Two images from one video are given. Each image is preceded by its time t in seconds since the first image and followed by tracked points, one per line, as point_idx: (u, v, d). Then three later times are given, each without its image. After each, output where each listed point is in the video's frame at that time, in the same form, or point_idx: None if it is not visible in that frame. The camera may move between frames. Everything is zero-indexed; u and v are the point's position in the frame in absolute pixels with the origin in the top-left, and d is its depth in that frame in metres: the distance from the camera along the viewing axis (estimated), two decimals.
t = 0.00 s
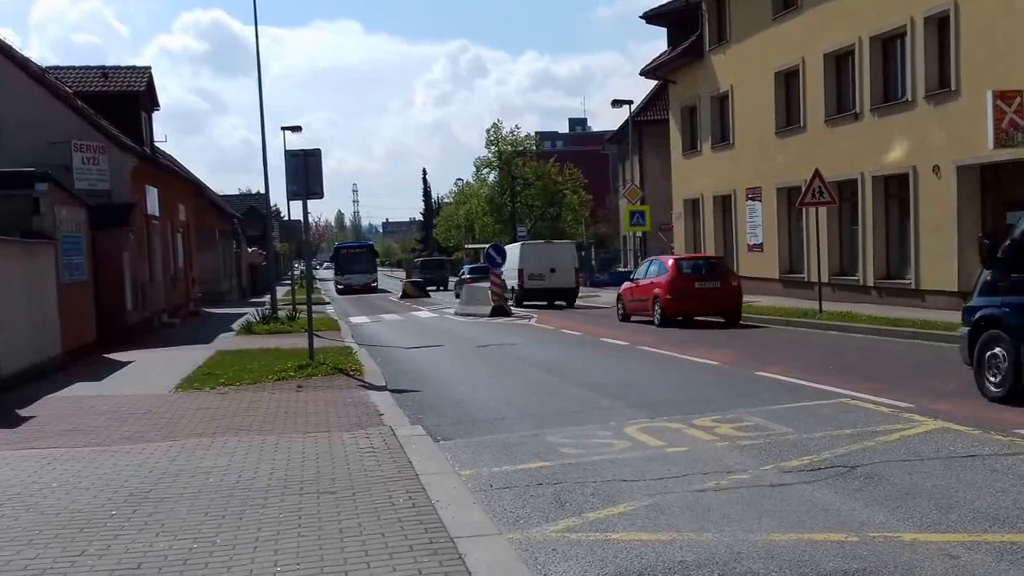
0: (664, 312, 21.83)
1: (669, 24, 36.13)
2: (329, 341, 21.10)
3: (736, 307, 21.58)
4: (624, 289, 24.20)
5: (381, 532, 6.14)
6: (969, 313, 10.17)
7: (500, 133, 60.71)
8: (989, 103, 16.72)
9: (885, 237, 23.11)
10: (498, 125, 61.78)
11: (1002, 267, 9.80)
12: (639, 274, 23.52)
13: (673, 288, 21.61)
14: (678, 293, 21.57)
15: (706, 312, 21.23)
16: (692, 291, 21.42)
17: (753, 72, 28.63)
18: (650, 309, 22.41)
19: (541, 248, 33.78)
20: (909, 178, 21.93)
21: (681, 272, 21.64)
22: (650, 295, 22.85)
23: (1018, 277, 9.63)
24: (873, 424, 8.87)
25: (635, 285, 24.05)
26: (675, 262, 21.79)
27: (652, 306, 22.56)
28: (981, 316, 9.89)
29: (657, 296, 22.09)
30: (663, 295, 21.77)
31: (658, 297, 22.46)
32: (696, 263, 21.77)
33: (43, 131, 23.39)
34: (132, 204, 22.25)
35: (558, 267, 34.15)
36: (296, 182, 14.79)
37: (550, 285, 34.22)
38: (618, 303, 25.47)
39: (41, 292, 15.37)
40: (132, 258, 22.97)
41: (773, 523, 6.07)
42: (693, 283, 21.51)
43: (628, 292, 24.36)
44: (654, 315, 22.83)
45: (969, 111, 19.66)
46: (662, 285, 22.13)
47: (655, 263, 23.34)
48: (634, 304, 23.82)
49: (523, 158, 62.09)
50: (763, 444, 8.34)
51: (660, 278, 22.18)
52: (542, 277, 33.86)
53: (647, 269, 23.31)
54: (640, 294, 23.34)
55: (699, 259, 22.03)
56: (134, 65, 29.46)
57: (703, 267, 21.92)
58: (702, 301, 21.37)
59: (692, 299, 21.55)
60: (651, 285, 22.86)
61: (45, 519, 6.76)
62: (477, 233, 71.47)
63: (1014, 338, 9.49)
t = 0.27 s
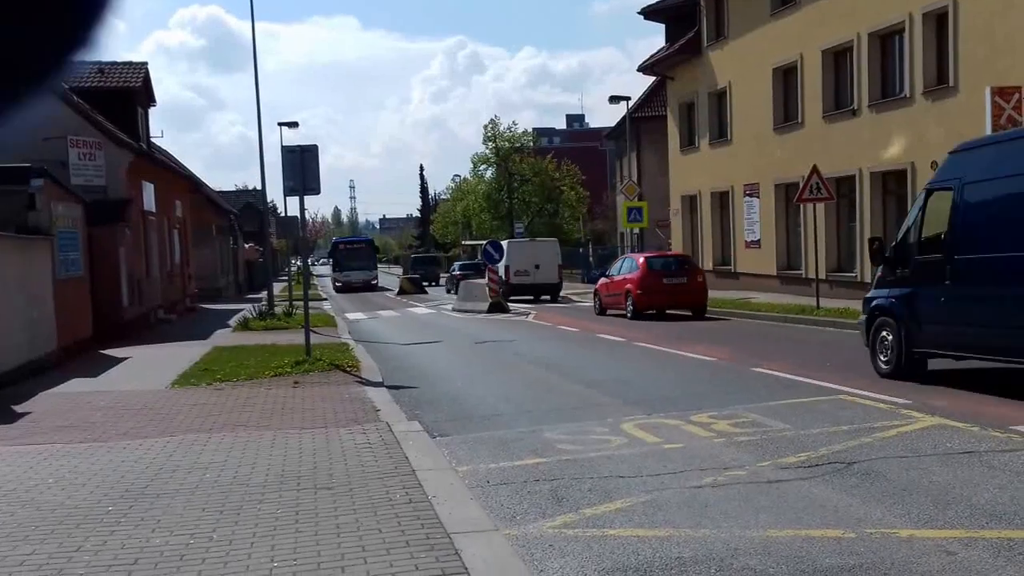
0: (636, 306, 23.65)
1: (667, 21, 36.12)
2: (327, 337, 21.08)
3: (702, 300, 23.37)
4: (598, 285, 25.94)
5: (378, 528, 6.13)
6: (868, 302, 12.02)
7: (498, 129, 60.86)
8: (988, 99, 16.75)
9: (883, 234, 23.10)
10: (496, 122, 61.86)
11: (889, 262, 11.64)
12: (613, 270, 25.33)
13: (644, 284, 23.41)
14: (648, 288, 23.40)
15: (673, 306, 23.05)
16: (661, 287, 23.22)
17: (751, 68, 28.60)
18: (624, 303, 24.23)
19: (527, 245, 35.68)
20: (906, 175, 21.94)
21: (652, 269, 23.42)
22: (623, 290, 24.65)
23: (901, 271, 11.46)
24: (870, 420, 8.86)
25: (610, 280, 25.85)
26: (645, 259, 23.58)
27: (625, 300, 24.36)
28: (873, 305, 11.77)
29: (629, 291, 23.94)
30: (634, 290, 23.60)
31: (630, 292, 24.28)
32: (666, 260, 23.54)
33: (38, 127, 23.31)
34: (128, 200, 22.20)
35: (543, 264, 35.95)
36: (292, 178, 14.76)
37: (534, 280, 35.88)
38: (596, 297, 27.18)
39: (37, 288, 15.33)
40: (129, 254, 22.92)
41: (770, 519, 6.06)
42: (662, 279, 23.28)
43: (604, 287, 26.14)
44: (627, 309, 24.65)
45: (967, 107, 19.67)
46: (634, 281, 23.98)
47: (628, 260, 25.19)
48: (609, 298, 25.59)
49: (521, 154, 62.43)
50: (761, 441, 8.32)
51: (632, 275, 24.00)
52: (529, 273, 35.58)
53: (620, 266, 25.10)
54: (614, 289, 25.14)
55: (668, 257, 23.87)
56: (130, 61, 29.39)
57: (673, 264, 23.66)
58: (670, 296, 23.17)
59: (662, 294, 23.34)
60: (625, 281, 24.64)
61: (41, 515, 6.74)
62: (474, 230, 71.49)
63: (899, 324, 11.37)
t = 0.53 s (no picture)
0: (610, 300, 25.31)
1: (665, 17, 36.10)
2: (323, 333, 21.07)
3: (672, 296, 24.98)
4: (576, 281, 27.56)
5: (374, 524, 6.13)
6: (797, 292, 13.84)
7: (494, 126, 60.73)
8: (986, 97, 16.82)
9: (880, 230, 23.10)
10: (493, 118, 61.70)
11: (810, 258, 13.39)
12: (591, 267, 26.91)
13: (617, 280, 25.08)
14: (622, 284, 25.02)
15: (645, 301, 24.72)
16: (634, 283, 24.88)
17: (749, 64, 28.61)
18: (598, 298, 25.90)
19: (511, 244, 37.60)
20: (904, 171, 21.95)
21: (625, 266, 25.06)
22: (598, 286, 26.30)
23: (817, 268, 13.28)
24: (868, 417, 8.86)
25: (588, 276, 27.48)
26: (619, 257, 25.23)
27: (600, 296, 26.01)
28: (797, 296, 13.65)
29: (604, 287, 25.59)
30: (609, 286, 25.29)
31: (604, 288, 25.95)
32: (638, 258, 25.20)
33: (34, 123, 23.28)
34: (125, 196, 22.22)
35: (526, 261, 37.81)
36: (289, 174, 14.75)
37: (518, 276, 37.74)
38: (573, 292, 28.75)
39: (33, 284, 15.31)
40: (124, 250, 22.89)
41: (767, 515, 6.06)
42: (634, 275, 24.94)
43: (581, 283, 27.74)
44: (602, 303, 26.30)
45: (965, 104, 19.71)
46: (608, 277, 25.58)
47: (604, 258, 26.74)
48: (586, 293, 27.21)
49: (518, 150, 62.20)
50: (758, 437, 8.33)
51: (607, 271, 25.65)
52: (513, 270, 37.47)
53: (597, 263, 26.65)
54: (591, 285, 26.78)
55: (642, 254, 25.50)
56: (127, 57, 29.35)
57: (645, 261, 25.31)
58: (642, 291, 24.82)
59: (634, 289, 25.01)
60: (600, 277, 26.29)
61: (37, 511, 6.73)
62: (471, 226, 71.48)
63: (817, 312, 13.28)
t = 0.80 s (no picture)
0: (585, 295, 26.83)
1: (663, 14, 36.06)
2: (320, 330, 21.08)
3: (644, 291, 26.45)
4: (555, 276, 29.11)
5: (370, 520, 6.13)
6: (738, 287, 15.66)
7: (492, 121, 60.43)
8: (985, 94, 16.91)
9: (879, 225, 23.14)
10: (490, 114, 61.45)
11: (748, 256, 15.20)
12: (570, 263, 28.40)
13: (592, 276, 26.56)
14: (597, 280, 26.61)
15: (617, 297, 26.35)
16: (607, 279, 26.35)
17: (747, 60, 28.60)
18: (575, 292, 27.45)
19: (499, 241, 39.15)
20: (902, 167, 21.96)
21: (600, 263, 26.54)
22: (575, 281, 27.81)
23: (753, 263, 15.07)
24: (865, 413, 8.87)
25: (566, 272, 28.97)
26: (595, 254, 26.71)
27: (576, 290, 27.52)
28: (739, 289, 15.45)
29: (580, 282, 27.08)
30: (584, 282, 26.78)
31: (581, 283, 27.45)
32: (613, 256, 26.66)
33: (31, 120, 23.23)
34: (121, 192, 22.18)
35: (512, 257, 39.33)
36: (286, 169, 14.74)
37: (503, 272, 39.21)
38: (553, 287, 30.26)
39: (30, 280, 15.27)
40: (121, 246, 22.86)
41: (763, 512, 6.07)
42: (608, 272, 26.42)
43: (560, 278, 29.26)
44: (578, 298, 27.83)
45: (963, 101, 19.70)
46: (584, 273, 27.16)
47: (582, 255, 28.18)
48: (565, 288, 28.72)
49: (515, 147, 61.58)
50: (755, 433, 8.33)
51: (583, 268, 27.13)
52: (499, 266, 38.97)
53: (575, 259, 28.23)
54: (568, 280, 28.28)
55: (618, 253, 27.12)
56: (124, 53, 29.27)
57: (620, 259, 26.76)
58: (615, 287, 26.28)
59: (607, 284, 26.49)
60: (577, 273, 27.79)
61: (33, 507, 6.71)
62: (468, 223, 71.47)
63: (754, 303, 15.06)
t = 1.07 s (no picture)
0: (564, 289, 28.60)
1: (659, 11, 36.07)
2: (317, 326, 21.08)
3: (619, 285, 28.21)
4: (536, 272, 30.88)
5: (366, 516, 6.13)
6: (693, 280, 17.36)
7: (489, 118, 60.79)
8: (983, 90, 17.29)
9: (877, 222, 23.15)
10: (487, 111, 61.69)
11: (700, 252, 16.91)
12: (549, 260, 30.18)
13: (569, 272, 28.31)
14: (574, 276, 28.38)
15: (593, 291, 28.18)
16: (583, 274, 28.10)
17: (744, 57, 28.60)
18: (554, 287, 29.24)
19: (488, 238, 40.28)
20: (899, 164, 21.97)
21: (577, 260, 28.28)
22: (554, 277, 29.58)
23: (703, 260, 16.80)
24: (860, 410, 8.88)
25: (546, 268, 30.74)
26: (572, 251, 28.46)
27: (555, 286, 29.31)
28: (693, 284, 17.19)
29: (558, 278, 28.86)
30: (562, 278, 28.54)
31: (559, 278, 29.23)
32: (589, 253, 28.40)
33: (27, 116, 23.18)
34: (117, 188, 22.16)
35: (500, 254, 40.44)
36: (282, 165, 14.71)
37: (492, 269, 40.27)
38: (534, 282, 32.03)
39: (26, 276, 15.25)
40: (117, 241, 22.84)
41: (760, 508, 6.07)
42: (585, 268, 28.16)
43: (540, 274, 31.05)
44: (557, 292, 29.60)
45: (960, 97, 19.73)
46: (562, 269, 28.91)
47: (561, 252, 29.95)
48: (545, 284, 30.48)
49: (513, 143, 62.21)
50: (752, 430, 8.34)
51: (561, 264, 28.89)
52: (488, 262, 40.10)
53: (554, 256, 29.98)
54: (548, 276, 30.06)
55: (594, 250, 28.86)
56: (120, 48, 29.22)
57: (595, 255, 28.52)
58: (591, 281, 28.03)
59: (584, 279, 28.25)
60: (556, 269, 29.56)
61: (29, 503, 6.70)
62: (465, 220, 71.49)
63: (705, 296, 16.78)
